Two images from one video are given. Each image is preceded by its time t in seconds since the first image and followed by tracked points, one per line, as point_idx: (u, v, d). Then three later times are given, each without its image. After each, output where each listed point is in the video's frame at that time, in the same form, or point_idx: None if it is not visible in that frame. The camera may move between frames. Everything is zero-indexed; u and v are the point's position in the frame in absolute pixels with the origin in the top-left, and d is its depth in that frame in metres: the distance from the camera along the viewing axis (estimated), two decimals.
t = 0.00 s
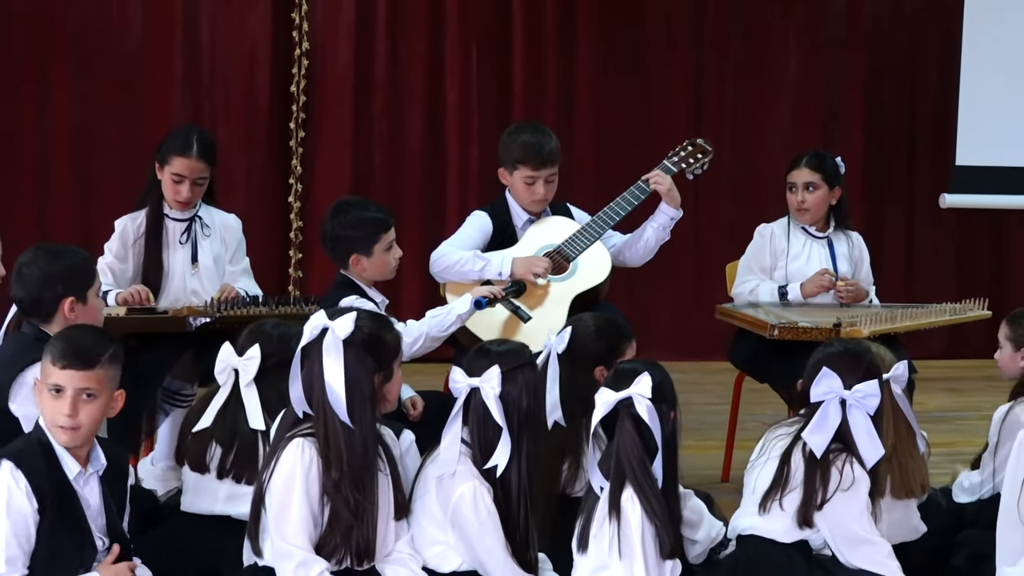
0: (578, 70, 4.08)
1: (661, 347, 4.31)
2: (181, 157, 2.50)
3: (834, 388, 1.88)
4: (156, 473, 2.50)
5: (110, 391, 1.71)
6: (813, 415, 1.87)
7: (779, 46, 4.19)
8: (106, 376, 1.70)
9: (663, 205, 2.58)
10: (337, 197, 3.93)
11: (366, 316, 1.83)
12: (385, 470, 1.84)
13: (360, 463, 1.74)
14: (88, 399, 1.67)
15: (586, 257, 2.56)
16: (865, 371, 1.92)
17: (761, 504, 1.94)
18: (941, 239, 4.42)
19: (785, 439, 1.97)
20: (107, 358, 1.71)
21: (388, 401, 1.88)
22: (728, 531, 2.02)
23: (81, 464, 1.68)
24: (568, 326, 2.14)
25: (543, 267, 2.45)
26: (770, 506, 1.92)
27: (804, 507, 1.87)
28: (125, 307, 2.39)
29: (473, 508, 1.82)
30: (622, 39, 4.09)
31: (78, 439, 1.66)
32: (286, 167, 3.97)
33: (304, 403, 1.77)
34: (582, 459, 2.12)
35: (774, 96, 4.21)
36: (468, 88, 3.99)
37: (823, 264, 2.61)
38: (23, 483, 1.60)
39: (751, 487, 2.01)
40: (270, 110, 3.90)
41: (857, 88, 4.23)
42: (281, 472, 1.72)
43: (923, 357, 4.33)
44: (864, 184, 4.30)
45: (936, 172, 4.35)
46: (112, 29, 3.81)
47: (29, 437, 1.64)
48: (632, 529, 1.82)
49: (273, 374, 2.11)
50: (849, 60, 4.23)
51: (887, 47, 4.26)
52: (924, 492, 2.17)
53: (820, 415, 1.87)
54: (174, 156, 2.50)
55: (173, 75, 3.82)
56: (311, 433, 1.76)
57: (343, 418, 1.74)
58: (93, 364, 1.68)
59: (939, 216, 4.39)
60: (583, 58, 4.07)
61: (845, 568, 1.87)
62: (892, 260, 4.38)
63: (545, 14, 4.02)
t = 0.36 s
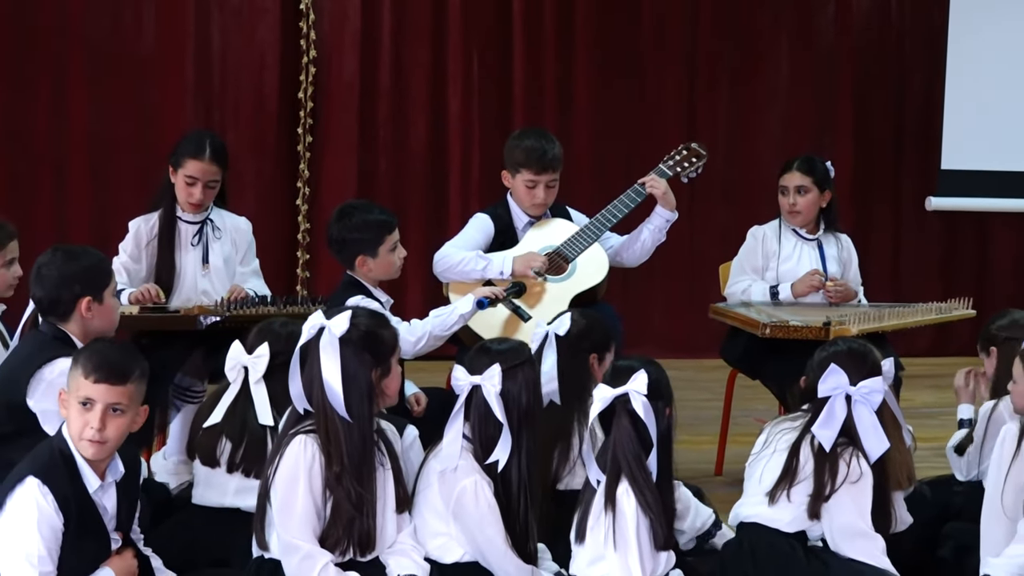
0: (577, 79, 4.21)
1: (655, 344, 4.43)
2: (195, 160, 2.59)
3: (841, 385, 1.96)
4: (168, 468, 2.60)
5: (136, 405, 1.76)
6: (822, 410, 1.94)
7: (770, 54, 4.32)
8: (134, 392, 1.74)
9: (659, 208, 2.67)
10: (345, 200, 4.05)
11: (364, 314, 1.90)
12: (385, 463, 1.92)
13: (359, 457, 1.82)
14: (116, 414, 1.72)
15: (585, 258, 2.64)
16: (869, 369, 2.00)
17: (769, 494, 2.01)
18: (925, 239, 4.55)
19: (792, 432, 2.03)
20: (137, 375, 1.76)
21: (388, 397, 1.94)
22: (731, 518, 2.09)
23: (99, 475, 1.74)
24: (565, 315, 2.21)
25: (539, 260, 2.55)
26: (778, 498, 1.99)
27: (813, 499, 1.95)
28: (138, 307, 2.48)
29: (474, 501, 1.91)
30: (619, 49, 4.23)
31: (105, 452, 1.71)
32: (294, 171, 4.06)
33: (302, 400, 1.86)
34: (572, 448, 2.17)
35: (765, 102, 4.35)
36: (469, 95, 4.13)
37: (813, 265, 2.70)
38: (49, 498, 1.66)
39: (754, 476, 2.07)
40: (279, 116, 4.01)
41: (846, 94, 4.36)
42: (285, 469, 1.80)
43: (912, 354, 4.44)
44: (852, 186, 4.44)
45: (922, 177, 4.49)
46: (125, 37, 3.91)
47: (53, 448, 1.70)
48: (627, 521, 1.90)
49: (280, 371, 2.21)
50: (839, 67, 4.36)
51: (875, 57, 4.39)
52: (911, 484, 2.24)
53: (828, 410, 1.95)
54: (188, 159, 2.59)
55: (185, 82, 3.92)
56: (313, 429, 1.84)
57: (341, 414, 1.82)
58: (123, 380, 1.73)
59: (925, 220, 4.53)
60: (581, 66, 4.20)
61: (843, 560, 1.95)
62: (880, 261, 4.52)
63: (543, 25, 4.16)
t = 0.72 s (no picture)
0: (574, 85, 4.30)
1: (651, 341, 4.54)
2: (207, 165, 2.67)
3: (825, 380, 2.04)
4: (179, 461, 2.63)
5: (155, 413, 1.83)
6: (807, 405, 2.03)
7: (762, 61, 4.41)
8: (152, 400, 1.81)
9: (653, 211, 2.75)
10: (349, 202, 4.15)
11: (365, 312, 1.97)
12: (386, 456, 2.00)
13: (361, 452, 1.90)
14: (133, 422, 1.79)
15: (582, 259, 2.72)
16: (852, 365, 2.08)
17: (757, 486, 2.11)
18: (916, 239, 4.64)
19: (778, 427, 2.14)
20: (157, 384, 1.82)
21: (388, 392, 2.02)
22: (722, 512, 2.19)
23: (116, 478, 1.83)
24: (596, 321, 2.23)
25: (537, 265, 2.62)
26: (766, 490, 2.09)
27: (798, 490, 2.04)
28: (151, 306, 2.56)
29: (474, 493, 1.99)
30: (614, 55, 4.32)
31: (121, 457, 1.79)
32: (299, 174, 4.18)
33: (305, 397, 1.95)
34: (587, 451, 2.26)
35: (756, 108, 4.44)
36: (471, 102, 4.22)
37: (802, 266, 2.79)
38: (65, 498, 1.75)
39: (743, 469, 2.18)
40: (286, 121, 4.11)
41: (838, 99, 4.46)
42: (289, 463, 1.88)
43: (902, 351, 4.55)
44: (843, 187, 4.55)
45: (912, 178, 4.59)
46: (136, 45, 4.01)
47: (74, 451, 1.79)
48: (622, 513, 1.98)
49: (287, 367, 2.28)
50: (832, 72, 4.45)
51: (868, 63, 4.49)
52: (897, 476, 2.32)
53: (812, 405, 2.03)
54: (201, 164, 2.67)
55: (195, 88, 4.03)
56: (316, 425, 1.92)
57: (343, 409, 1.90)
58: (141, 389, 1.79)
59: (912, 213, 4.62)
60: (578, 72, 4.29)
61: (826, 549, 2.03)
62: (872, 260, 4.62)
63: (541, 34, 4.24)
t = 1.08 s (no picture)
0: (572, 91, 4.41)
1: (648, 339, 4.64)
2: (218, 168, 2.76)
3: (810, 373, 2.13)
4: (189, 454, 2.79)
5: (176, 410, 1.92)
6: (794, 397, 2.12)
7: (754, 68, 4.52)
8: (174, 397, 1.90)
9: (649, 212, 2.83)
10: (354, 205, 4.26)
11: (371, 312, 2.06)
12: (390, 452, 2.08)
13: (366, 447, 1.99)
14: (154, 417, 1.88)
15: (580, 259, 2.81)
16: (837, 359, 2.17)
17: (747, 479, 2.20)
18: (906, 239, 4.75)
19: (767, 421, 2.22)
20: (179, 382, 1.91)
21: (392, 390, 2.10)
22: (716, 505, 2.29)
23: (140, 471, 1.92)
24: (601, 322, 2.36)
25: (537, 265, 2.72)
26: (756, 482, 2.18)
27: (787, 481, 2.13)
28: (162, 305, 2.66)
29: (475, 486, 2.07)
30: (610, 62, 4.43)
31: (142, 451, 1.88)
32: (306, 177, 4.28)
33: (312, 393, 2.04)
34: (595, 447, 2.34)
35: (749, 113, 4.55)
36: (473, 107, 4.33)
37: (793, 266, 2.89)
38: (90, 489, 1.84)
39: (734, 463, 2.27)
40: (293, 126, 4.22)
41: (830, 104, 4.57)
42: (296, 456, 1.97)
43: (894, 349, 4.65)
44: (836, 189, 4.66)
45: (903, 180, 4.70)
46: (148, 52, 4.13)
47: (99, 444, 1.88)
48: (619, 506, 2.05)
49: (294, 364, 2.36)
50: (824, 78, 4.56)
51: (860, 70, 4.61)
52: (884, 470, 2.40)
53: (799, 397, 2.12)
54: (212, 167, 2.76)
55: (205, 94, 4.13)
56: (322, 420, 2.01)
57: (349, 405, 1.98)
58: (163, 386, 1.88)
59: (897, 219, 4.74)
60: (577, 77, 4.39)
61: (815, 538, 2.12)
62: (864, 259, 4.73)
63: (541, 41, 4.35)
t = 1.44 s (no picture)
0: (570, 97, 4.52)
1: (643, 337, 4.76)
2: (226, 171, 2.85)
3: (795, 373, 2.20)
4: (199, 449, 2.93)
5: (200, 404, 2.02)
6: (779, 396, 2.19)
7: (746, 73, 4.64)
8: (199, 392, 1.99)
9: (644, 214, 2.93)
10: (358, 207, 4.40)
11: (377, 312, 2.15)
12: (395, 446, 2.17)
13: (371, 442, 2.07)
14: (183, 411, 1.98)
15: (577, 260, 2.90)
16: (820, 358, 2.24)
17: (736, 475, 2.28)
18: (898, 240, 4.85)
19: (754, 419, 2.30)
20: (202, 378, 2.02)
21: (395, 386, 2.18)
22: (704, 497, 2.36)
23: (161, 463, 2.00)
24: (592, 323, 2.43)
25: (538, 266, 2.79)
26: (745, 478, 2.26)
27: (776, 477, 2.21)
28: (173, 303, 2.75)
29: (476, 480, 2.15)
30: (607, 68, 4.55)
31: (171, 445, 1.97)
32: (313, 180, 4.41)
33: (320, 389, 2.12)
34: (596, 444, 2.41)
35: (742, 119, 4.66)
36: (474, 112, 4.44)
37: (785, 267, 2.99)
38: (114, 478, 1.93)
39: (723, 459, 2.34)
40: (301, 130, 4.35)
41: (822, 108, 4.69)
42: (303, 451, 2.05)
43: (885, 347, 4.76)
44: (828, 193, 4.78)
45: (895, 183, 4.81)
46: (162, 58, 4.27)
47: (122, 435, 1.97)
48: (615, 498, 2.12)
49: (301, 360, 2.46)
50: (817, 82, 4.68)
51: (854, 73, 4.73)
52: (873, 463, 2.49)
53: (784, 396, 2.20)
54: (221, 170, 2.85)
55: (216, 99, 4.28)
56: (329, 416, 2.09)
57: (355, 401, 2.07)
58: (191, 381, 1.98)
59: (885, 221, 4.85)
60: (575, 83, 4.51)
61: (802, 530, 2.21)
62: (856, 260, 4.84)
63: (541, 49, 4.46)
